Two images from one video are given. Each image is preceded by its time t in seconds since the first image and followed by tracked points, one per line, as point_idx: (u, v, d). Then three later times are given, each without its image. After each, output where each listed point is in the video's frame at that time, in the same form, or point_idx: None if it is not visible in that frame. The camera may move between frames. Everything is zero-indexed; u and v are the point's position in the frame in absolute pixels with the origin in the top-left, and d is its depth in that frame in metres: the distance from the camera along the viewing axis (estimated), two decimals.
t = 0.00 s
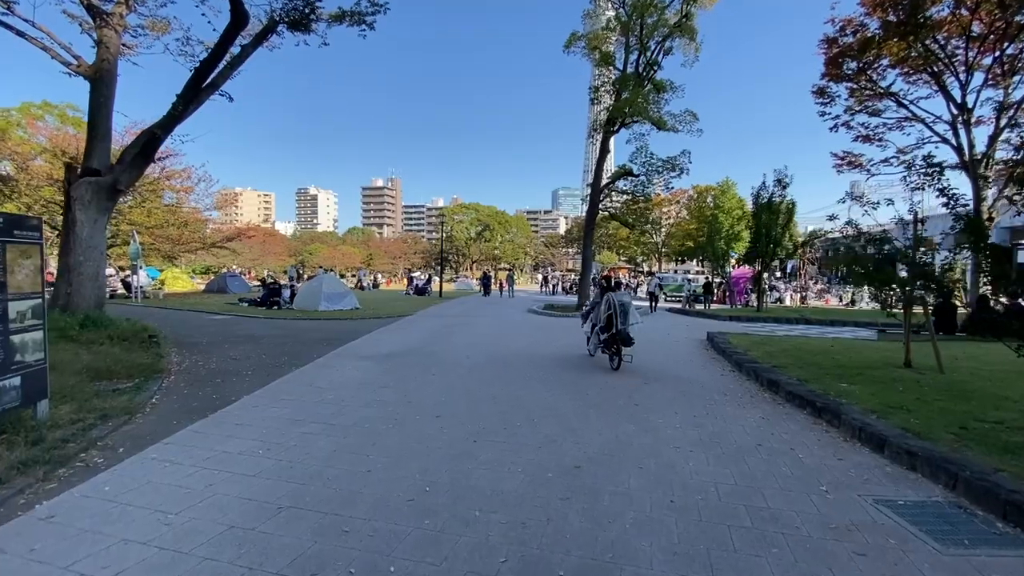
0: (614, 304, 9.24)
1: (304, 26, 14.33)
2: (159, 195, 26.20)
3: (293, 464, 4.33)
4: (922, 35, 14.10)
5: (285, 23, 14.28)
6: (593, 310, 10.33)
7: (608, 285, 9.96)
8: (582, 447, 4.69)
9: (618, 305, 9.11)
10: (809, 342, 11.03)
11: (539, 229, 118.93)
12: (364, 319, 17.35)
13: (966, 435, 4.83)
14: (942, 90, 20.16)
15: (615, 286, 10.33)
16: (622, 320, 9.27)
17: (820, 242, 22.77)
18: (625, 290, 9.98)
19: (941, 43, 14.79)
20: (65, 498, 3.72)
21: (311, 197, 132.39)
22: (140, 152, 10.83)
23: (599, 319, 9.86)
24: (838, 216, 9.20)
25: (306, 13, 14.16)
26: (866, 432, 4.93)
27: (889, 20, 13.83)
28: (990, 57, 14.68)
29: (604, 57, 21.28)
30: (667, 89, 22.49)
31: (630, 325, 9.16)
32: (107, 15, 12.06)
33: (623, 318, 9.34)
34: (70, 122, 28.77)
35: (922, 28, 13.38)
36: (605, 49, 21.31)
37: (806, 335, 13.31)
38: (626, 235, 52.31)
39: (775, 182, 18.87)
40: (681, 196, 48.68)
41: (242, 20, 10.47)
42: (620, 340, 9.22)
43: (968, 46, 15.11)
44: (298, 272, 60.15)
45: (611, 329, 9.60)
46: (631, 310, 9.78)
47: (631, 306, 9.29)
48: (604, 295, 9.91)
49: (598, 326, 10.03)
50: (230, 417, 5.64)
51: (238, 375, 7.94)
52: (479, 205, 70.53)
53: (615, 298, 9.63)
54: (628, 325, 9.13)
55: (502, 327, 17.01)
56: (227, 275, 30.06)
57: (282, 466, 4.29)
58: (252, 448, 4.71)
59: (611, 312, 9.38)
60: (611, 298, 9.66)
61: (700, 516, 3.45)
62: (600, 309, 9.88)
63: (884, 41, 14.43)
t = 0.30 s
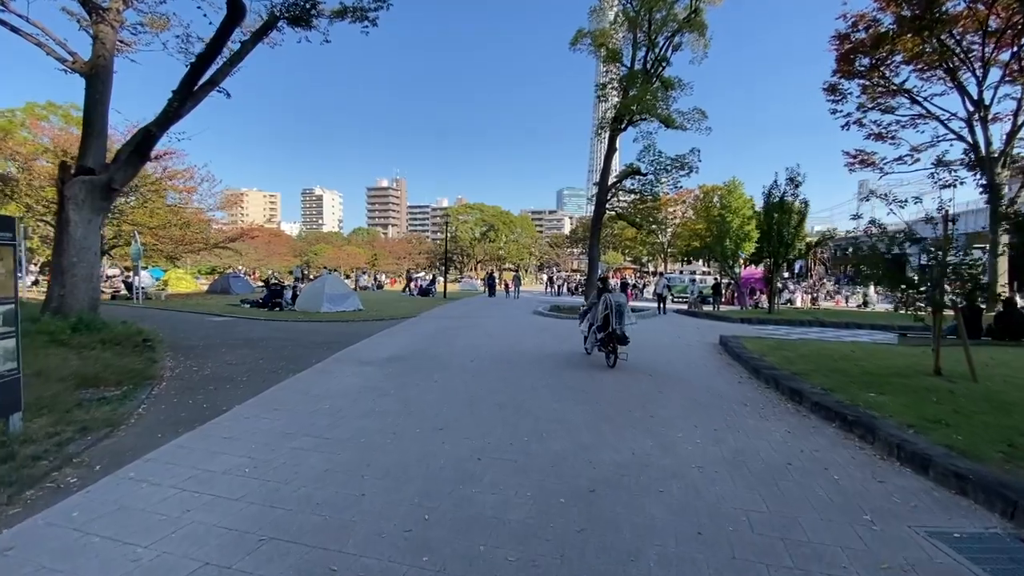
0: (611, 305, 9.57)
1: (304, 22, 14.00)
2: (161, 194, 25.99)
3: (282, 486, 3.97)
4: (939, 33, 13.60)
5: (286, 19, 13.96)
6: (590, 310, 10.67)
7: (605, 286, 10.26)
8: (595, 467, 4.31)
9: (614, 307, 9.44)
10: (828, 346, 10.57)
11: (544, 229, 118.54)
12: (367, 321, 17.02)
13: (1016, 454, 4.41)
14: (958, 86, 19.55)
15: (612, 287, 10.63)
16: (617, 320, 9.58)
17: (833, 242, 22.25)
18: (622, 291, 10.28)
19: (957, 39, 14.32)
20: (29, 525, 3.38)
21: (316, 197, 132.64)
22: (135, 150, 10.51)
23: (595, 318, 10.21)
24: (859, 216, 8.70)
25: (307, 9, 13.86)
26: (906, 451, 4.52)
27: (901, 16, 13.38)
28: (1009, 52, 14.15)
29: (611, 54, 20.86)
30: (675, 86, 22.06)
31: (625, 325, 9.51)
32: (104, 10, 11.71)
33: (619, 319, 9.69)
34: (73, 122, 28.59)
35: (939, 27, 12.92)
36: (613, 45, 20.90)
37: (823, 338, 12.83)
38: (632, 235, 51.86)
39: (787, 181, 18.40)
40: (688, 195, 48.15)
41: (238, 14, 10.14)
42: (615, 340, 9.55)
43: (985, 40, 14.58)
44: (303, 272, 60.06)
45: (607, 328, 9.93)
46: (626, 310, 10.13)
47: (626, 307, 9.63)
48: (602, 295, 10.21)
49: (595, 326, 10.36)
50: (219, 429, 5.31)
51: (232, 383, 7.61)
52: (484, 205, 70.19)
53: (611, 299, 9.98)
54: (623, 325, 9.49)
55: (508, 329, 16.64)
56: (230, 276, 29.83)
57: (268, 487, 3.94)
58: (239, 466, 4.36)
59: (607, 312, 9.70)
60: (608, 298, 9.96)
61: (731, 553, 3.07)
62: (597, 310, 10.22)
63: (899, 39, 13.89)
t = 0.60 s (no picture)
0: (603, 303, 9.99)
1: (303, 16, 13.71)
2: (162, 193, 25.78)
3: (258, 503, 3.62)
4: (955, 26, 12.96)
5: (284, 13, 13.64)
6: (585, 307, 11.13)
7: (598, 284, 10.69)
8: (603, 483, 3.94)
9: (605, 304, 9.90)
10: (844, 349, 10.15)
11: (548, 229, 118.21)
12: (367, 321, 16.70)
13: None
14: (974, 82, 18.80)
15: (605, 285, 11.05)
16: (609, 316, 10.03)
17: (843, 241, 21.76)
18: (615, 290, 10.70)
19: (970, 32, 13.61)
20: None
21: (321, 198, 133.41)
22: (126, 145, 10.19)
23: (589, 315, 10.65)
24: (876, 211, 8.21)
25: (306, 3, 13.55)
26: (946, 467, 4.11)
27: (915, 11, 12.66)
28: None
29: (616, 50, 20.48)
30: (682, 83, 21.66)
31: (617, 322, 9.96)
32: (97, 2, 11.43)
33: (611, 316, 10.15)
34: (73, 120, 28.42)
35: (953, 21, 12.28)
36: (618, 41, 20.52)
37: (836, 340, 12.39)
38: (637, 235, 51.42)
39: (797, 178, 17.98)
40: (693, 194, 47.70)
41: (231, 5, 9.78)
42: (608, 336, 10.01)
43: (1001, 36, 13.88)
44: (306, 272, 59.94)
45: (600, 325, 10.38)
46: (618, 308, 10.58)
47: (618, 305, 10.06)
48: (595, 293, 10.65)
49: (588, 323, 10.80)
50: (200, 438, 4.97)
51: (223, 386, 7.29)
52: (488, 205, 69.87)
53: (604, 297, 10.42)
54: (615, 321, 9.91)
55: (510, 329, 16.28)
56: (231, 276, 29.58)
57: (244, 505, 3.59)
58: (214, 480, 4.00)
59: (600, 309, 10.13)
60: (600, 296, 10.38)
61: None
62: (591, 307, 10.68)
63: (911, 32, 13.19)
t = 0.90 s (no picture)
0: (594, 302, 10.40)
1: (299, 11, 13.37)
2: (161, 193, 25.48)
3: (225, 532, 3.25)
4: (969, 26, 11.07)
5: (280, 7, 13.30)
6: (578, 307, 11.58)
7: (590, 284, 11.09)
8: (610, 507, 3.56)
9: (596, 304, 10.28)
10: (860, 353, 9.68)
11: (551, 229, 117.64)
12: (366, 323, 16.32)
13: None
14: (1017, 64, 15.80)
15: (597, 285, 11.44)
16: (600, 315, 10.42)
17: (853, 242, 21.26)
18: (606, 289, 11.10)
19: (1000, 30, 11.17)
20: None
21: (324, 198, 133.50)
22: (113, 142, 9.85)
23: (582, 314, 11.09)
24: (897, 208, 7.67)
25: None
26: (990, 491, 3.70)
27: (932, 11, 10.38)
28: None
29: (620, 47, 20.08)
30: (687, 80, 21.16)
31: (608, 320, 10.33)
32: None
33: (602, 314, 10.53)
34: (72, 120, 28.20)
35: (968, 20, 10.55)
36: (622, 38, 20.12)
37: (850, 344, 11.93)
38: (641, 235, 50.81)
39: (806, 176, 17.49)
40: (697, 194, 47.06)
41: None
42: (599, 333, 10.40)
43: None
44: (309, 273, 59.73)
45: (592, 323, 10.77)
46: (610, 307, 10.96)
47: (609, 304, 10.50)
48: (587, 293, 11.05)
49: (581, 321, 11.20)
50: (174, 453, 4.61)
51: (208, 393, 6.94)
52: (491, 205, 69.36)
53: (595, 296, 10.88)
54: (606, 319, 10.36)
55: (513, 331, 15.87)
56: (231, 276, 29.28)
57: (210, 534, 3.23)
58: (181, 503, 3.64)
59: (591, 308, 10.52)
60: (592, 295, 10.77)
61: None
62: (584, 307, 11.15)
63: (922, 30, 11.43)
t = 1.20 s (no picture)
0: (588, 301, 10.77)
1: (296, 4, 13.05)
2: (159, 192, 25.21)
3: (188, 563, 2.88)
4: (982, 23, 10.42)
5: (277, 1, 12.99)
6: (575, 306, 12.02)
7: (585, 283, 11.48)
8: (623, 535, 3.17)
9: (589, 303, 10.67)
10: (877, 357, 9.25)
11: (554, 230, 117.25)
12: (365, 324, 15.97)
13: None
14: None
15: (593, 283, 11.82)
16: (594, 314, 10.81)
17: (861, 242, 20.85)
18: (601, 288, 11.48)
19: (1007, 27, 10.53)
20: None
21: (327, 199, 133.36)
22: (101, 137, 9.52)
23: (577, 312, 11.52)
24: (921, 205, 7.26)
25: None
26: None
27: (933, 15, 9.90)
28: None
29: (625, 44, 19.75)
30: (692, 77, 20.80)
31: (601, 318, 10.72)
32: None
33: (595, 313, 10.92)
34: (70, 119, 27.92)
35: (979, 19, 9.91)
36: (626, 34, 19.79)
37: (863, 347, 11.53)
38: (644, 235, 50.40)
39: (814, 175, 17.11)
40: (701, 194, 46.69)
41: None
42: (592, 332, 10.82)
43: None
44: (310, 273, 59.51)
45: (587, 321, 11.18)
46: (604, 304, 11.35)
47: (603, 303, 10.91)
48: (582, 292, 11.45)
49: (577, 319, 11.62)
50: (146, 468, 4.24)
51: (193, 399, 6.57)
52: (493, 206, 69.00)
53: (590, 295, 11.30)
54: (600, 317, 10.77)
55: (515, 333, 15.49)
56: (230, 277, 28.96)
57: (172, 566, 2.86)
58: (145, 528, 3.27)
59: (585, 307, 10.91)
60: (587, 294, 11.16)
61: None
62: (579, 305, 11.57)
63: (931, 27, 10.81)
